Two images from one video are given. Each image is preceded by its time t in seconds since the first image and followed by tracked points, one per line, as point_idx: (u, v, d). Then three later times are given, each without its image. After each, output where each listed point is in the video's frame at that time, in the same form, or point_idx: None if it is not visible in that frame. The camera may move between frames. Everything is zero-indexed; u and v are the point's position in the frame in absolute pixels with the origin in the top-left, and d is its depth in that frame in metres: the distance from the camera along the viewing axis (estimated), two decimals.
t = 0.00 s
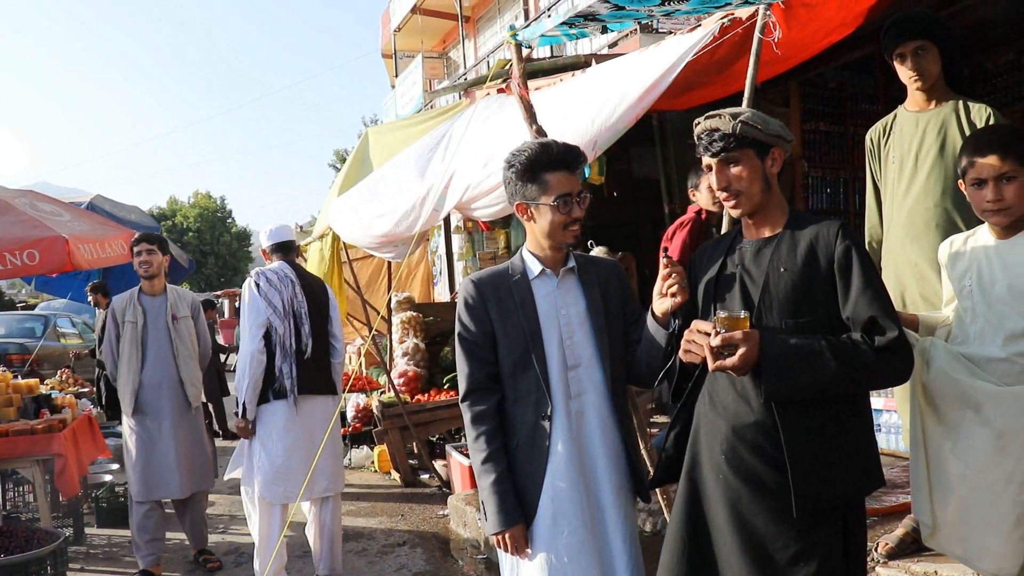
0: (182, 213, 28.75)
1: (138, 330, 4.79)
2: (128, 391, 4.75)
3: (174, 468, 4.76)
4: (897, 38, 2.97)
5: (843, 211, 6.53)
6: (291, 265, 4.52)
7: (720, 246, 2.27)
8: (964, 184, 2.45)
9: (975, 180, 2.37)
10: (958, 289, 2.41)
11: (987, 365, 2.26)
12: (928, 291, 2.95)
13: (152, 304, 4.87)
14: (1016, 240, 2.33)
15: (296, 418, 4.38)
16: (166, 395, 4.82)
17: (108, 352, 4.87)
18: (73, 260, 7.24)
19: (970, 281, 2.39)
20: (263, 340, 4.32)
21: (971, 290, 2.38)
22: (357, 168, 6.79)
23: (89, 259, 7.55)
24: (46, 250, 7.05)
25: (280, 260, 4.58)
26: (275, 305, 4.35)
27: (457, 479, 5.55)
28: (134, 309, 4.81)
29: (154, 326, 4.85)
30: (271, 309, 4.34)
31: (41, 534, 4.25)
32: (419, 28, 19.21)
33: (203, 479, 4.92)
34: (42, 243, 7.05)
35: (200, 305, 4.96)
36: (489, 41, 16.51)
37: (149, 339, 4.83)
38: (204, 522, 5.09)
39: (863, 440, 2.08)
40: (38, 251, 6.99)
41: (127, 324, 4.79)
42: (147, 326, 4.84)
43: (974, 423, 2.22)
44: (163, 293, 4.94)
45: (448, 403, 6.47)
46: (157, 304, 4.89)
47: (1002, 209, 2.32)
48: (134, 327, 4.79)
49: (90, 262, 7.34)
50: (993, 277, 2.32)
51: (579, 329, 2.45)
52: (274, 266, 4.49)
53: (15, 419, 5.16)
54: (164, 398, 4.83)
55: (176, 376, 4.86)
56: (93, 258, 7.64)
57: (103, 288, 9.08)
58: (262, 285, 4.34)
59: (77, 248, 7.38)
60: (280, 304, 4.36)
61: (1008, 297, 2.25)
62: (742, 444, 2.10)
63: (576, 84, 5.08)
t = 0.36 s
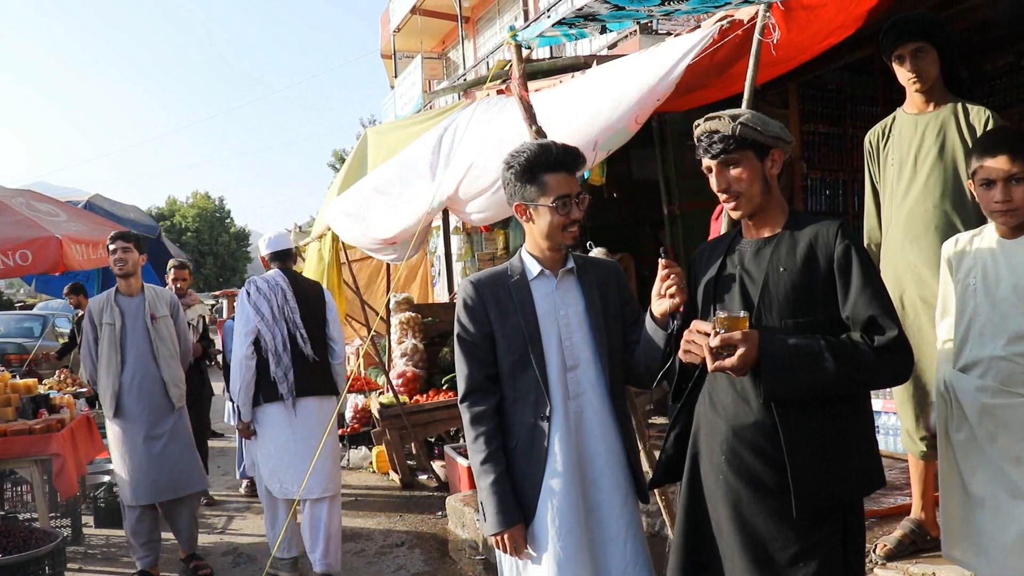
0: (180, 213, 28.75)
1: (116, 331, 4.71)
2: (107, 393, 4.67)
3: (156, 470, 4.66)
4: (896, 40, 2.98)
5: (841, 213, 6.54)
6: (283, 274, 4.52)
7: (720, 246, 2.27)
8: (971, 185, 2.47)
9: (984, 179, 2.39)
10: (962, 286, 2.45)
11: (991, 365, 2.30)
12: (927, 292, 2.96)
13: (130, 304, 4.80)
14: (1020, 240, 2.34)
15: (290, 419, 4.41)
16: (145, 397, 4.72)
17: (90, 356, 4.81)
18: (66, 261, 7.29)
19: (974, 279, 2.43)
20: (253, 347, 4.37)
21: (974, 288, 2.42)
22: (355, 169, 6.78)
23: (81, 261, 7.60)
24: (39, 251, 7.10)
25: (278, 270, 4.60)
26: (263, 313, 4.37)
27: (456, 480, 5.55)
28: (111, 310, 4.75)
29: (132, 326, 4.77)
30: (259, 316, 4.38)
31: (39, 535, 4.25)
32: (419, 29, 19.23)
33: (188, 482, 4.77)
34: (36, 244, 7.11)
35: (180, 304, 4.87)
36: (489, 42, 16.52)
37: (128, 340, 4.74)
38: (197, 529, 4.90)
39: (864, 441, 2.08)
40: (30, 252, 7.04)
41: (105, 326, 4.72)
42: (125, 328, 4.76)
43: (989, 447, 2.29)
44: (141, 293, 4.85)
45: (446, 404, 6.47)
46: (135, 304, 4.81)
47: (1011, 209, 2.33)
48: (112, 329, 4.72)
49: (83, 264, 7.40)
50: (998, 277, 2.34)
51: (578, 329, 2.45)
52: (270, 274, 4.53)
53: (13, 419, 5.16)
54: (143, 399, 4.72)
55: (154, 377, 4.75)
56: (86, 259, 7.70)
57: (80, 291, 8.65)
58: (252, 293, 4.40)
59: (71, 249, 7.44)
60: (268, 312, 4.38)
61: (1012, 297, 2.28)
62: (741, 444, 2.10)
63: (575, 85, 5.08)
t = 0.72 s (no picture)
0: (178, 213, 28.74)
1: (111, 332, 4.70)
2: (103, 394, 4.67)
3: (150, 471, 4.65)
4: (895, 40, 2.98)
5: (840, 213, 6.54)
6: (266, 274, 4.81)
7: (720, 247, 2.27)
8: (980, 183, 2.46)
9: (994, 177, 2.37)
10: (969, 285, 2.45)
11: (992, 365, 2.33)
12: (926, 293, 2.96)
13: (126, 305, 4.77)
14: None
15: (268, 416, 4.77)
16: (140, 398, 4.71)
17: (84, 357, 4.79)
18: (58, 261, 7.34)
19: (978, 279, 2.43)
20: (235, 345, 4.74)
21: (979, 286, 2.43)
22: (352, 168, 6.77)
23: (76, 261, 7.65)
24: (31, 251, 7.15)
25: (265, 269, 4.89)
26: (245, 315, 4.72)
27: (454, 480, 5.55)
28: (107, 310, 4.72)
29: (128, 327, 4.76)
30: (240, 316, 4.72)
31: (38, 534, 4.24)
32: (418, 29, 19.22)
33: (184, 484, 4.77)
34: (27, 245, 7.16)
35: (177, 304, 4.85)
36: (488, 42, 16.52)
37: (124, 341, 4.73)
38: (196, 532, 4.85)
39: (864, 443, 2.08)
40: (22, 253, 7.09)
41: (101, 326, 4.71)
42: (121, 328, 4.74)
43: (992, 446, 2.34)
44: (137, 293, 4.83)
45: (445, 404, 6.47)
46: (132, 305, 4.79)
47: (1020, 208, 2.31)
48: (108, 329, 4.71)
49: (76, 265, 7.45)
50: (1000, 277, 2.35)
51: (578, 330, 2.45)
52: (256, 275, 4.85)
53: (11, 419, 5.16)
54: (139, 401, 4.72)
55: (151, 378, 4.75)
56: (80, 260, 7.74)
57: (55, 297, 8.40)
58: (235, 293, 4.77)
59: (63, 249, 7.48)
60: (249, 313, 4.71)
61: (1013, 297, 2.30)
62: (741, 444, 2.10)
63: (573, 86, 5.08)
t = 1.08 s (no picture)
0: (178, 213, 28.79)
1: (117, 330, 4.70)
2: (109, 393, 4.65)
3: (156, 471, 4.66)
4: (895, 41, 2.99)
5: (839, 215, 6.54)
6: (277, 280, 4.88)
7: (721, 249, 2.28)
8: (986, 182, 2.45)
9: (1001, 175, 2.35)
10: (975, 288, 2.44)
11: (999, 367, 2.31)
12: (927, 294, 2.97)
13: (132, 303, 4.79)
14: None
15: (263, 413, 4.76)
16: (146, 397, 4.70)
17: (88, 356, 4.78)
18: (54, 260, 7.36)
19: (983, 281, 2.42)
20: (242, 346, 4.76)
21: (984, 289, 2.42)
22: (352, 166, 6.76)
23: (75, 260, 7.67)
24: (25, 251, 7.20)
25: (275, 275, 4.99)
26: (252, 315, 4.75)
27: (454, 480, 5.55)
28: (113, 308, 4.73)
29: (134, 326, 4.76)
30: (249, 316, 4.76)
31: (37, 533, 4.24)
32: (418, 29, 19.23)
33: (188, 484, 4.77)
34: (21, 244, 7.21)
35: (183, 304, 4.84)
36: (488, 43, 16.54)
37: (130, 340, 4.74)
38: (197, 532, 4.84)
39: (861, 445, 2.09)
40: (16, 252, 7.14)
41: (106, 325, 4.70)
42: (127, 327, 4.75)
43: (996, 447, 2.30)
44: (143, 293, 4.83)
45: (444, 404, 6.47)
46: (137, 304, 4.80)
47: None
48: (114, 328, 4.71)
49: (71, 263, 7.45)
50: (1007, 277, 2.34)
51: (577, 332, 2.45)
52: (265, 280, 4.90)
53: (11, 418, 5.16)
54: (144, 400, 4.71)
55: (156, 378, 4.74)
56: (79, 258, 7.76)
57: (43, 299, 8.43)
58: (246, 295, 4.79)
59: (60, 248, 7.50)
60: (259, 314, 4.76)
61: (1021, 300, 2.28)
62: (739, 447, 2.10)
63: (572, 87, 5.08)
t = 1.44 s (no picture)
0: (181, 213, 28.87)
1: (125, 331, 4.69)
2: (117, 394, 4.63)
3: (164, 470, 4.66)
4: (898, 39, 2.98)
5: (843, 214, 6.53)
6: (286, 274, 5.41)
7: (725, 247, 2.27)
8: (992, 181, 2.43)
9: (1006, 173, 2.33)
10: (983, 289, 2.42)
11: (1006, 369, 2.29)
12: (931, 294, 2.96)
13: (140, 304, 4.77)
14: None
15: (281, 397, 5.35)
16: (155, 398, 4.70)
17: (94, 357, 4.74)
18: (51, 261, 7.39)
19: (991, 281, 2.41)
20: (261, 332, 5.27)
21: (992, 289, 2.40)
22: (358, 168, 6.78)
23: (73, 261, 7.68)
24: (22, 252, 7.24)
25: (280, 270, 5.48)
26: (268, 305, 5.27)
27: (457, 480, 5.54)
28: (120, 308, 4.72)
29: (141, 326, 4.75)
30: (267, 306, 5.27)
31: (41, 533, 4.25)
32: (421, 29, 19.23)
33: (195, 484, 4.78)
34: (19, 245, 7.24)
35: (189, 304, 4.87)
36: (490, 42, 16.52)
37: (137, 340, 4.73)
38: (201, 531, 4.85)
39: (864, 445, 2.09)
40: (13, 253, 7.17)
41: (114, 325, 4.69)
42: (135, 327, 4.74)
43: (1004, 449, 2.28)
44: (149, 293, 4.84)
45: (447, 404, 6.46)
46: (144, 304, 4.79)
47: None
48: (121, 328, 4.70)
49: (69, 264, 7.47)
50: (1015, 278, 2.31)
51: (581, 332, 2.45)
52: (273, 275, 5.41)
53: (15, 418, 5.17)
54: (153, 400, 4.70)
55: (164, 378, 4.74)
56: (78, 259, 7.78)
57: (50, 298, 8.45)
58: (261, 288, 5.30)
59: (58, 249, 7.52)
60: (273, 304, 5.28)
61: None
62: (742, 446, 2.10)
63: (576, 87, 5.08)
